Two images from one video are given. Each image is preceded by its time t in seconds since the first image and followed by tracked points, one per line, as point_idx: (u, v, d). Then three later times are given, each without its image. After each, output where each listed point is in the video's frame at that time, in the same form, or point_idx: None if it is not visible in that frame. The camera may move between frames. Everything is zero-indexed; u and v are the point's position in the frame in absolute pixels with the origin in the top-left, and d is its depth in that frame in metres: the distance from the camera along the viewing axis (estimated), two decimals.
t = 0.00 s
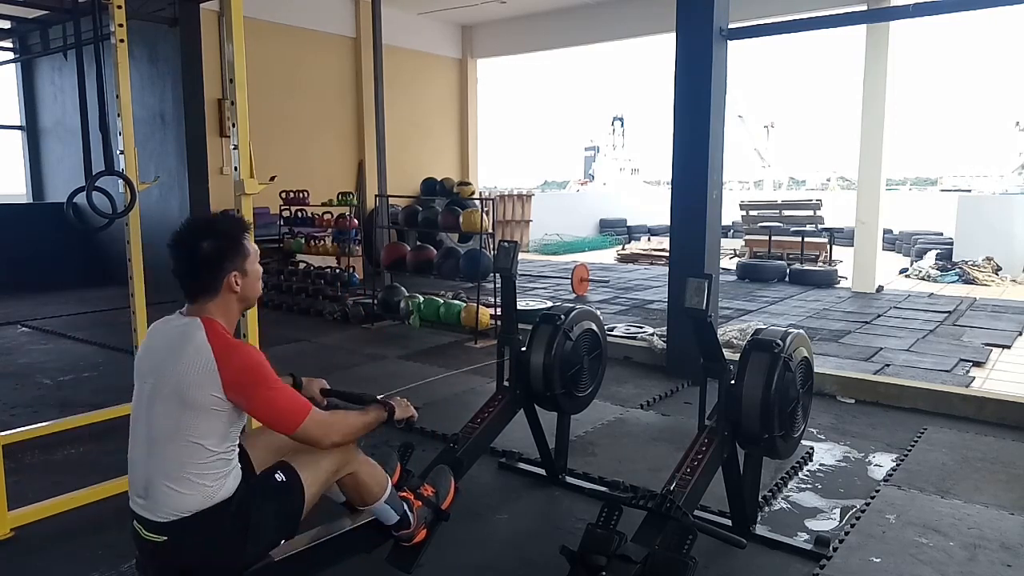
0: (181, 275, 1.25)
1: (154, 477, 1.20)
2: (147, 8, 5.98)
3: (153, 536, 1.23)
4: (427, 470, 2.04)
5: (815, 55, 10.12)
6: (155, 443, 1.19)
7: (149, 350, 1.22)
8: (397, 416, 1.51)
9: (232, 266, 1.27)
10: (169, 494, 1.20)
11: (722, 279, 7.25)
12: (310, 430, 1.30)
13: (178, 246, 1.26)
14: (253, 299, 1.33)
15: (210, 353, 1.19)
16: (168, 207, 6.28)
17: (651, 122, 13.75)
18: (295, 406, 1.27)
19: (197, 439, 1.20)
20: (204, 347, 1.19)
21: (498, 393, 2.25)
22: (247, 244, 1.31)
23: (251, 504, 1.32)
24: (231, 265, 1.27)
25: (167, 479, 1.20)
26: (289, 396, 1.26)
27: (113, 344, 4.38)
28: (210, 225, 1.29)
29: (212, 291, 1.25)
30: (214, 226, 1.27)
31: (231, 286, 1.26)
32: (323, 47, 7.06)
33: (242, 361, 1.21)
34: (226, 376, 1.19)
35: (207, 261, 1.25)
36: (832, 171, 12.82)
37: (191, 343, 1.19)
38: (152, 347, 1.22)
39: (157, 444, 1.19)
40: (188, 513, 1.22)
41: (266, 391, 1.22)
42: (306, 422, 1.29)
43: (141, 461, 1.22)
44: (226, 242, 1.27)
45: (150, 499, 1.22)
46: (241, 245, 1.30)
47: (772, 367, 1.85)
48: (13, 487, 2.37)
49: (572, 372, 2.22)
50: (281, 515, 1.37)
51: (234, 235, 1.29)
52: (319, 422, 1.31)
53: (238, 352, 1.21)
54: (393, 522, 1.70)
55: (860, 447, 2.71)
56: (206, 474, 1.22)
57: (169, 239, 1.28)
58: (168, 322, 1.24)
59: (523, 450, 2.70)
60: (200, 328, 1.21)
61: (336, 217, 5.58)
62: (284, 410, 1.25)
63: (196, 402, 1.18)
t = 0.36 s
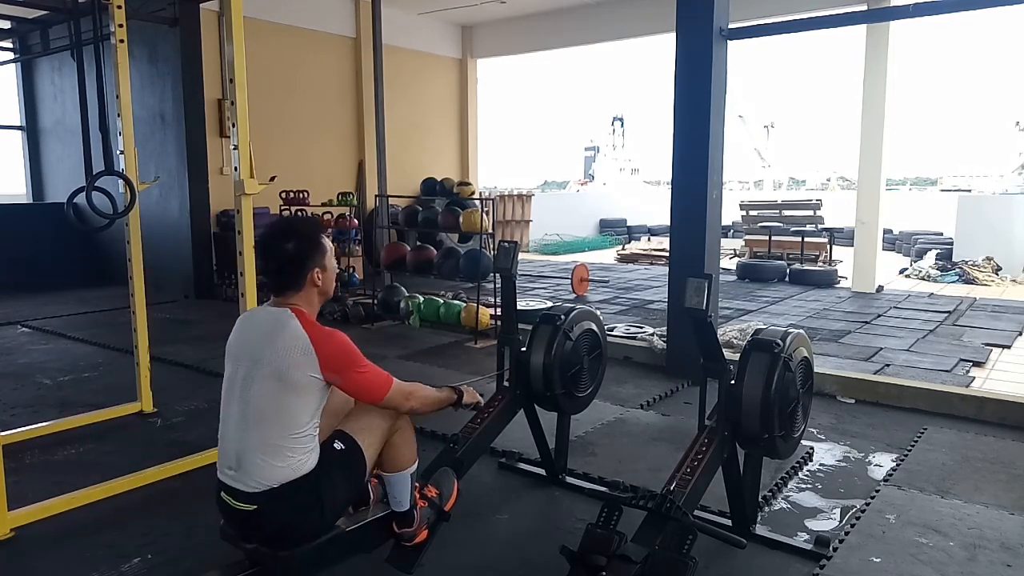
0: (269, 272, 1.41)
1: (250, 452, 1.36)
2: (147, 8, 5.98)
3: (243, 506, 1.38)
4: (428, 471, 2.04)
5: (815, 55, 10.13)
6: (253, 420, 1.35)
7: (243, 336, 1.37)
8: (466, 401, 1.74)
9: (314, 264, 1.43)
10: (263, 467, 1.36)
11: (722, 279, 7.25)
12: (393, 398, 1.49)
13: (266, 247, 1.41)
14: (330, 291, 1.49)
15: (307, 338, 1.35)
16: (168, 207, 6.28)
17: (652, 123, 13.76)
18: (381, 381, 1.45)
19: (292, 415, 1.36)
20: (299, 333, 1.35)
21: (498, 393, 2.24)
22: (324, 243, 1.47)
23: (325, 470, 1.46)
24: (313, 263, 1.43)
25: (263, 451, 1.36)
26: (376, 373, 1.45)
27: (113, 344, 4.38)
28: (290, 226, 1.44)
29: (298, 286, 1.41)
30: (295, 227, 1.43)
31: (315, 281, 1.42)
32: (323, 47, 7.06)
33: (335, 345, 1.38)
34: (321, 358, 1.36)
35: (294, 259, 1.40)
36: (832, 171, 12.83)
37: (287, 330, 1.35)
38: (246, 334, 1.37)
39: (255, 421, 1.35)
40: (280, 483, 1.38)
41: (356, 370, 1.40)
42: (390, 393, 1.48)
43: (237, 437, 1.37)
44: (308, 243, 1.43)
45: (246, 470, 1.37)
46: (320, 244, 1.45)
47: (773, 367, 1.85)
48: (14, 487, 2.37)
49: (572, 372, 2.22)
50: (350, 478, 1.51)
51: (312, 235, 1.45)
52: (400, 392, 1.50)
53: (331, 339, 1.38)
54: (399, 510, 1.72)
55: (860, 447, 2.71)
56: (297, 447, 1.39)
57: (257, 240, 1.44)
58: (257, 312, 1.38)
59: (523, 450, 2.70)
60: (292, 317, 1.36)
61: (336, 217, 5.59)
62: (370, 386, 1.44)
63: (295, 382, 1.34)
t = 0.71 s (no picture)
0: (322, 271, 1.50)
1: (313, 434, 1.45)
2: (146, 8, 5.98)
3: (307, 484, 1.49)
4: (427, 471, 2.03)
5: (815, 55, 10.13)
6: (315, 404, 1.44)
7: (304, 326, 1.46)
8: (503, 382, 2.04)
9: (365, 258, 1.52)
10: (325, 448, 1.46)
11: (722, 279, 7.25)
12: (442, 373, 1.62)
13: (318, 249, 1.50)
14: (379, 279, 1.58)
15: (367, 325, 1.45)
16: (168, 207, 6.28)
17: (652, 123, 13.76)
18: (432, 359, 1.58)
19: (353, 398, 1.46)
20: (359, 322, 1.45)
21: (498, 393, 2.24)
22: (370, 237, 1.54)
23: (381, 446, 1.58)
24: (363, 258, 1.51)
25: (327, 433, 1.45)
26: (428, 352, 1.57)
27: (113, 344, 4.38)
28: (338, 226, 1.51)
29: (350, 280, 1.51)
30: (340, 229, 1.51)
31: (366, 275, 1.52)
32: (323, 47, 7.05)
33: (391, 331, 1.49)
34: (381, 342, 1.47)
35: (345, 259, 1.49)
36: (832, 171, 12.82)
37: (349, 321, 1.45)
38: (307, 324, 1.46)
39: (318, 405, 1.44)
40: (340, 463, 1.47)
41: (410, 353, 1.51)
42: (439, 369, 1.61)
43: (300, 421, 1.46)
44: (355, 242, 1.51)
45: (310, 451, 1.46)
46: (365, 241, 1.52)
47: (773, 366, 1.85)
48: (14, 487, 2.37)
49: (572, 372, 2.22)
50: (400, 454, 1.63)
51: (358, 233, 1.52)
52: (449, 367, 1.63)
53: (389, 325, 1.49)
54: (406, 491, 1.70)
55: (860, 447, 2.71)
56: (357, 428, 1.49)
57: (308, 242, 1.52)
58: (315, 304, 1.48)
59: (523, 450, 2.70)
60: (350, 309, 1.46)
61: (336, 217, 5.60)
62: (422, 365, 1.55)
63: (356, 367, 1.45)
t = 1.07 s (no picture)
0: (229, 271, 1.37)
1: (230, 460, 1.35)
2: (146, 8, 5.98)
3: (233, 513, 1.40)
4: (427, 473, 2.04)
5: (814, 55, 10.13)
6: (229, 430, 1.34)
7: (210, 344, 1.34)
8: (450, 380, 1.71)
9: (275, 257, 1.40)
10: (246, 475, 1.36)
11: (722, 279, 7.25)
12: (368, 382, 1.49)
13: (222, 246, 1.37)
14: (292, 284, 1.45)
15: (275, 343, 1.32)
16: (168, 207, 6.28)
17: (652, 123, 13.76)
18: (355, 369, 1.44)
19: (270, 422, 1.35)
20: (265, 338, 1.32)
21: (498, 394, 2.24)
22: (282, 233, 1.42)
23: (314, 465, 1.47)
24: (273, 256, 1.39)
25: (245, 461, 1.35)
26: (349, 362, 1.43)
27: (113, 344, 4.38)
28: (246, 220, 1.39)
29: (259, 282, 1.37)
30: (248, 220, 1.38)
31: (275, 274, 1.39)
32: (323, 48, 7.06)
33: (305, 347, 1.35)
34: (293, 360, 1.34)
35: (252, 256, 1.36)
36: (832, 171, 12.82)
37: (255, 333, 1.32)
38: (212, 341, 1.34)
39: (232, 430, 1.34)
40: (264, 490, 1.38)
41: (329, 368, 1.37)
42: (366, 378, 1.47)
43: (216, 446, 1.36)
44: (262, 236, 1.38)
45: (229, 479, 1.37)
46: (277, 236, 1.41)
47: (773, 367, 1.85)
48: (14, 487, 2.38)
49: (573, 372, 2.22)
50: (340, 476, 1.51)
51: (269, 226, 1.40)
52: (376, 375, 1.50)
53: (302, 339, 1.35)
54: (400, 507, 1.73)
55: (860, 447, 2.71)
56: (277, 451, 1.38)
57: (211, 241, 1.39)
58: (222, 318, 1.35)
59: (523, 450, 2.70)
60: (256, 322, 1.33)
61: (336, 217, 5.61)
62: (344, 378, 1.42)
63: (267, 388, 1.32)
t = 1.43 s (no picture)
0: (68, 273, 1.21)
1: (103, 508, 1.20)
2: (146, 8, 5.99)
3: (124, 558, 1.24)
4: (428, 473, 2.04)
5: (813, 55, 10.13)
6: (89, 476, 1.19)
7: (47, 386, 1.18)
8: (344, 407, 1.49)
9: (127, 267, 1.22)
10: (124, 520, 1.21)
11: (722, 279, 7.25)
12: (238, 426, 1.26)
13: (70, 244, 1.21)
14: (149, 306, 1.27)
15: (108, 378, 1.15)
16: (169, 207, 6.28)
17: (652, 123, 13.76)
18: (214, 409, 1.22)
19: (127, 464, 1.18)
20: (95, 373, 1.15)
21: (498, 393, 2.25)
22: (151, 249, 1.26)
23: (221, 507, 1.32)
24: (127, 266, 1.22)
25: (118, 505, 1.20)
26: (206, 400, 1.22)
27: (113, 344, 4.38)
28: (112, 221, 1.25)
29: (98, 289, 1.21)
30: (116, 222, 1.24)
31: (119, 287, 1.22)
32: (323, 48, 7.06)
33: (146, 381, 1.16)
34: (130, 398, 1.15)
35: (97, 258, 1.20)
36: (832, 171, 12.82)
37: (84, 367, 1.15)
38: (49, 383, 1.18)
39: (92, 477, 1.18)
40: (153, 533, 1.23)
41: (178, 401, 1.18)
42: (233, 418, 1.25)
43: (86, 495, 1.21)
44: (124, 242, 1.23)
45: (111, 527, 1.22)
46: (144, 250, 1.25)
47: (772, 367, 1.85)
48: (13, 487, 2.37)
49: (573, 372, 2.22)
50: (260, 523, 1.36)
51: (134, 232, 1.24)
52: (247, 419, 1.28)
53: (139, 373, 1.16)
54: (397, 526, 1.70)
55: (861, 447, 2.71)
56: (153, 492, 1.21)
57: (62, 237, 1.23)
58: (57, 349, 1.19)
59: (523, 450, 2.70)
60: (87, 356, 1.16)
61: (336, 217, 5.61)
62: (203, 410, 1.21)
63: (110, 431, 1.15)
